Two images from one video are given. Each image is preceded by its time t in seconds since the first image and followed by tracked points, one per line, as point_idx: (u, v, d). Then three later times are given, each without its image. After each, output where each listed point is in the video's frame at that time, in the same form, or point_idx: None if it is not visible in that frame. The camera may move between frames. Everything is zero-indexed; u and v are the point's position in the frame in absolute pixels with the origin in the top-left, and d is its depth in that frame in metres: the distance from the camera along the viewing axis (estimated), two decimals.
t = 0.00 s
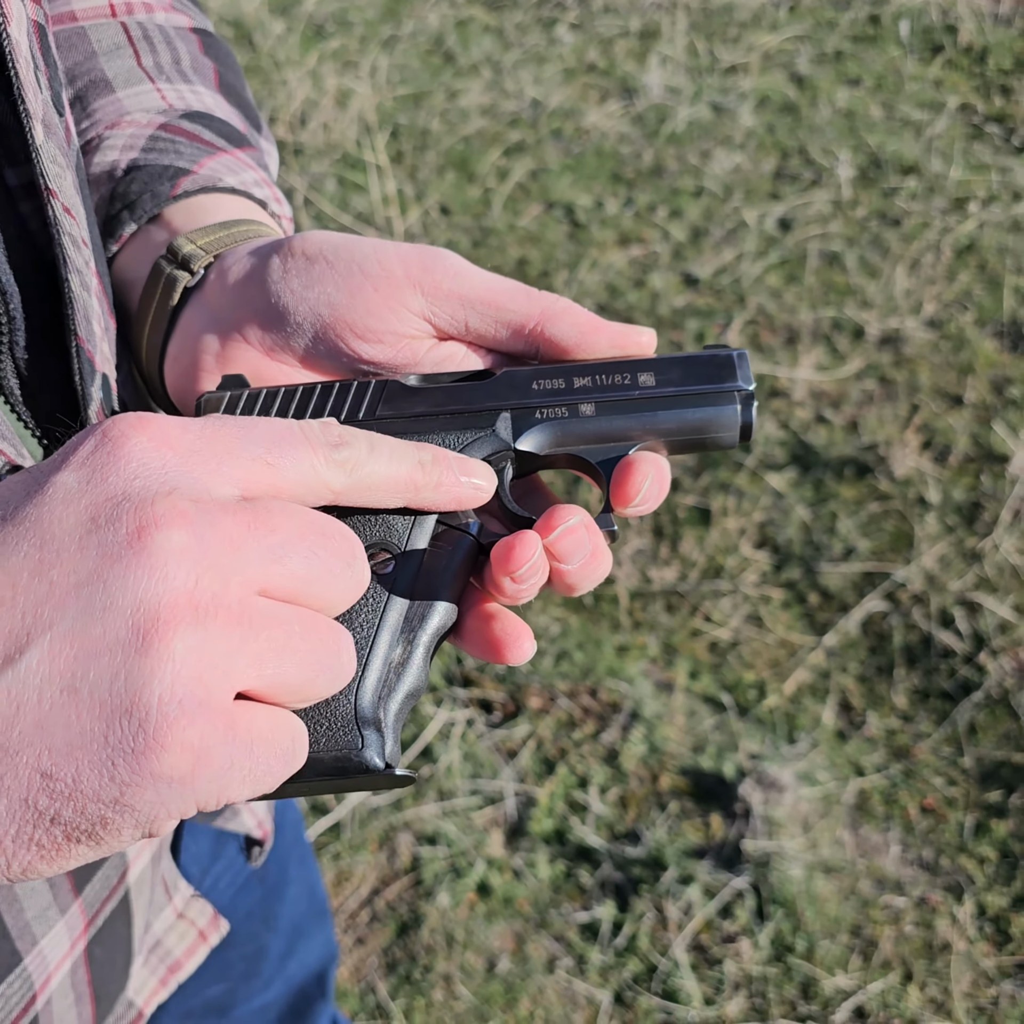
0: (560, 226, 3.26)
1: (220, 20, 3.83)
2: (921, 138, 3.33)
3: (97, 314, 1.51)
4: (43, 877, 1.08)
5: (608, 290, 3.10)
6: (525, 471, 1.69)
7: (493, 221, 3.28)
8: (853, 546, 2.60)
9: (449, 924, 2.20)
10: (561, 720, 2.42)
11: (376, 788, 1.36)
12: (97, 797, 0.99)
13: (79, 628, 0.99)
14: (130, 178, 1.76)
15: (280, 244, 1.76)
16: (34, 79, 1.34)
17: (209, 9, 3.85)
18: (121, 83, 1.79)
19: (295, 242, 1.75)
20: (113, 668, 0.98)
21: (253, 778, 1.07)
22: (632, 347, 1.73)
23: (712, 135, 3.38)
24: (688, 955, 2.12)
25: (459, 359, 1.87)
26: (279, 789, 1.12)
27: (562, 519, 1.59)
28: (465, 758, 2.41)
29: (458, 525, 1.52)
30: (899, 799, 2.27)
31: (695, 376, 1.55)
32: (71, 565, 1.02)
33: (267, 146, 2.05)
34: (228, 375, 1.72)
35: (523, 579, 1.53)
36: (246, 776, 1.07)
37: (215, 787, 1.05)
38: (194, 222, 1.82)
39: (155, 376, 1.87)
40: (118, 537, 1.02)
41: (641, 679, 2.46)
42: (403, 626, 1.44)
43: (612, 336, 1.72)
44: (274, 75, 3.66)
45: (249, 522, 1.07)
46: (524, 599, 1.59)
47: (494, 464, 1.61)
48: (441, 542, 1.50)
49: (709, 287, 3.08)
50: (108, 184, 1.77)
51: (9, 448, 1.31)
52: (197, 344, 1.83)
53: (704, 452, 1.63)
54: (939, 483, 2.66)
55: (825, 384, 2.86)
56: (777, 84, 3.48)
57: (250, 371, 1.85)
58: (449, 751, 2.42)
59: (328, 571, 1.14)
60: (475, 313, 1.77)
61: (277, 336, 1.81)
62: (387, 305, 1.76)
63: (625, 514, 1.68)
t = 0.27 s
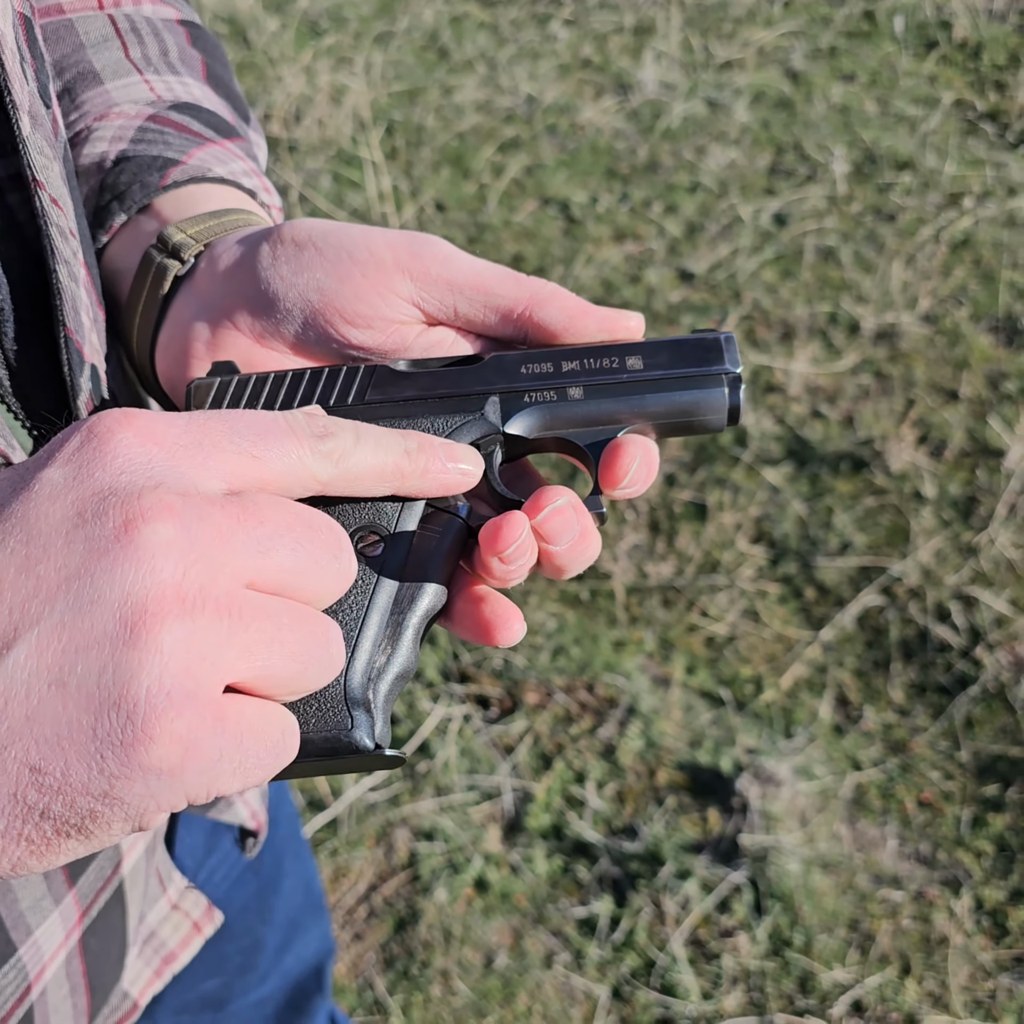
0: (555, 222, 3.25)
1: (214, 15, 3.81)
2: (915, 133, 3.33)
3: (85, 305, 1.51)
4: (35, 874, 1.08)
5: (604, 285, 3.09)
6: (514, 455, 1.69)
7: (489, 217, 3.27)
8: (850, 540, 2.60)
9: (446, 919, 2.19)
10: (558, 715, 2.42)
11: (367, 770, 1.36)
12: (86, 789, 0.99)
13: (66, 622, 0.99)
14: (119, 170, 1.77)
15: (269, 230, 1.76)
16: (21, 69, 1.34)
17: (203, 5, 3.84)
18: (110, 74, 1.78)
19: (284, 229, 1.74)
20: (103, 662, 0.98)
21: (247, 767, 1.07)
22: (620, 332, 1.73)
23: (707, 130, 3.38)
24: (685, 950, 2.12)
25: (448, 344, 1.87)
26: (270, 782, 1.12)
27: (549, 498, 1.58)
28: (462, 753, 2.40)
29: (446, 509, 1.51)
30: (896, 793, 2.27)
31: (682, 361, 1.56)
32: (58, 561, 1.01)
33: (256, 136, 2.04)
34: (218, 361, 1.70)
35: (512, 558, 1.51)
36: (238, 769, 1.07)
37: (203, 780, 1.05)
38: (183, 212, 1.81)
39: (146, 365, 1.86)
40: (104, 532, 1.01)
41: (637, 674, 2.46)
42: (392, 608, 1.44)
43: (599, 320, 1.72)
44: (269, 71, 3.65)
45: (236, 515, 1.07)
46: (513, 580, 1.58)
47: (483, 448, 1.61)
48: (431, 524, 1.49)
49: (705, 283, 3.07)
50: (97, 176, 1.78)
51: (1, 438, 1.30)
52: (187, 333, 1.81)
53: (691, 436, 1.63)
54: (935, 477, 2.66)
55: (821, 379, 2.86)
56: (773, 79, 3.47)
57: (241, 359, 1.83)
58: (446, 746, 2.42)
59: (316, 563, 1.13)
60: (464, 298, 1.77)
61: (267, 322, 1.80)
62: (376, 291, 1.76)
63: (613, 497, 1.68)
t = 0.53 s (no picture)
0: (554, 224, 3.26)
1: (214, 19, 3.83)
2: (913, 134, 3.34)
3: (90, 308, 1.52)
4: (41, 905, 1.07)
5: (603, 287, 3.10)
6: (516, 449, 1.70)
7: (488, 219, 3.29)
8: (848, 541, 2.61)
9: (448, 919, 2.20)
10: (559, 715, 2.43)
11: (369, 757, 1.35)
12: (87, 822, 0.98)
13: (66, 656, 0.97)
14: (123, 171, 1.78)
15: (273, 229, 1.76)
16: (25, 75, 1.35)
17: (203, 9, 3.85)
18: (112, 77, 1.80)
19: (288, 227, 1.75)
20: (106, 699, 0.97)
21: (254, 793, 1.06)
22: (621, 328, 1.74)
23: (705, 132, 3.39)
24: (686, 949, 2.13)
25: (450, 338, 1.88)
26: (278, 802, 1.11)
27: (549, 489, 1.61)
28: (463, 754, 2.41)
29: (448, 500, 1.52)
30: (895, 792, 2.28)
31: (684, 355, 1.57)
32: (55, 592, 0.99)
33: (257, 137, 2.06)
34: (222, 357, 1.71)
35: (512, 548, 1.54)
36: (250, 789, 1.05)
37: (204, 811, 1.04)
38: (187, 212, 1.82)
39: (152, 363, 1.87)
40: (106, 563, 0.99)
41: (637, 674, 2.47)
42: (394, 598, 1.45)
43: (600, 316, 1.73)
44: (268, 75, 3.66)
45: (243, 537, 1.05)
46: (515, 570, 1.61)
47: (485, 441, 1.61)
48: (435, 512, 1.50)
49: (704, 284, 3.08)
50: (101, 177, 1.79)
51: (7, 440, 1.31)
52: (192, 330, 1.83)
53: (692, 430, 1.65)
54: (933, 477, 2.67)
55: (820, 380, 2.87)
56: (771, 82, 3.49)
57: (245, 354, 1.85)
58: (447, 747, 2.43)
59: (324, 572, 1.12)
60: (466, 295, 1.78)
61: (271, 319, 1.81)
62: (379, 287, 1.77)
63: (615, 490, 1.69)
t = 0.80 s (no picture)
0: (556, 227, 3.27)
1: (215, 22, 3.84)
2: (914, 137, 3.34)
3: (105, 314, 1.52)
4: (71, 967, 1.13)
5: (605, 290, 3.11)
6: (535, 439, 1.69)
7: (489, 223, 3.29)
8: (850, 543, 2.61)
9: (451, 922, 2.21)
10: (562, 718, 2.43)
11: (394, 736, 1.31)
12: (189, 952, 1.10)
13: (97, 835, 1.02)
14: (134, 172, 1.78)
15: (291, 223, 1.78)
16: (43, 82, 1.35)
17: (204, 12, 3.86)
18: (121, 80, 1.79)
19: (304, 222, 1.76)
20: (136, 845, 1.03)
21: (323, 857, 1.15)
22: (637, 322, 1.77)
23: (706, 135, 3.40)
24: (689, 951, 2.13)
25: (467, 332, 1.90)
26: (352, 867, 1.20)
27: (575, 470, 1.58)
28: (467, 756, 2.42)
29: (469, 481, 1.50)
30: (898, 794, 2.28)
31: (701, 346, 1.59)
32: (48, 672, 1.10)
33: (266, 138, 2.07)
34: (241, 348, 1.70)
35: (541, 526, 1.48)
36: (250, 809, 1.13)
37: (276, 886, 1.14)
38: (201, 211, 1.83)
39: (166, 363, 1.84)
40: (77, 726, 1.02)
41: (640, 676, 2.47)
42: (420, 578, 1.39)
43: (617, 310, 1.76)
44: (270, 78, 3.67)
45: (211, 644, 1.10)
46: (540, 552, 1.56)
47: (506, 428, 1.60)
48: (455, 496, 1.47)
49: (705, 287, 3.09)
50: (112, 179, 1.79)
51: (23, 442, 1.31)
52: (208, 324, 1.81)
53: (709, 422, 1.65)
54: (935, 480, 2.68)
55: (821, 383, 2.88)
56: (772, 85, 3.49)
57: (263, 347, 1.84)
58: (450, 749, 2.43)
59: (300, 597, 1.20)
60: (484, 289, 1.80)
61: (289, 311, 1.82)
62: (397, 281, 1.78)
63: (636, 479, 1.66)
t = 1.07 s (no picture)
0: (554, 231, 3.28)
1: (214, 27, 3.85)
2: (911, 141, 3.35)
3: (105, 324, 1.52)
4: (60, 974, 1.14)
5: (602, 294, 3.12)
6: (530, 452, 1.70)
7: (487, 227, 3.30)
8: (847, 546, 2.62)
9: (449, 925, 2.21)
10: (559, 721, 2.44)
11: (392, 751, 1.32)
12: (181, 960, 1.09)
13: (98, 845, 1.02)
14: (133, 182, 1.78)
15: (288, 235, 1.78)
16: (44, 95, 1.36)
17: (203, 16, 3.87)
18: (120, 89, 1.80)
19: (302, 233, 1.77)
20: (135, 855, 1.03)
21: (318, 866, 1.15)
22: (632, 332, 1.77)
23: (704, 139, 3.40)
24: (687, 954, 2.13)
25: (463, 343, 1.91)
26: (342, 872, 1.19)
27: (568, 482, 1.57)
28: (464, 759, 2.42)
29: (465, 496, 1.50)
30: (895, 797, 2.29)
31: (696, 358, 1.58)
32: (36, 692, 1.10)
33: (264, 148, 2.08)
34: (238, 361, 1.71)
35: (534, 538, 1.48)
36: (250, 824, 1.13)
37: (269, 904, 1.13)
38: (200, 221, 1.83)
39: (164, 373, 1.83)
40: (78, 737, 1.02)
41: (638, 680, 2.48)
42: (416, 593, 1.40)
43: (613, 320, 1.75)
44: (269, 83, 3.68)
45: (212, 659, 1.11)
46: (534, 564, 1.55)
47: (501, 442, 1.60)
48: (451, 510, 1.48)
49: (703, 291, 3.10)
50: (111, 189, 1.79)
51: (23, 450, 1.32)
52: (206, 337, 1.81)
53: (703, 433, 1.65)
54: (932, 483, 2.68)
55: (818, 387, 2.89)
56: (769, 89, 3.50)
57: (260, 360, 1.85)
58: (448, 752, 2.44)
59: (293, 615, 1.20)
60: (479, 299, 1.81)
61: (287, 324, 1.83)
62: (394, 292, 1.79)
63: (630, 490, 1.65)
